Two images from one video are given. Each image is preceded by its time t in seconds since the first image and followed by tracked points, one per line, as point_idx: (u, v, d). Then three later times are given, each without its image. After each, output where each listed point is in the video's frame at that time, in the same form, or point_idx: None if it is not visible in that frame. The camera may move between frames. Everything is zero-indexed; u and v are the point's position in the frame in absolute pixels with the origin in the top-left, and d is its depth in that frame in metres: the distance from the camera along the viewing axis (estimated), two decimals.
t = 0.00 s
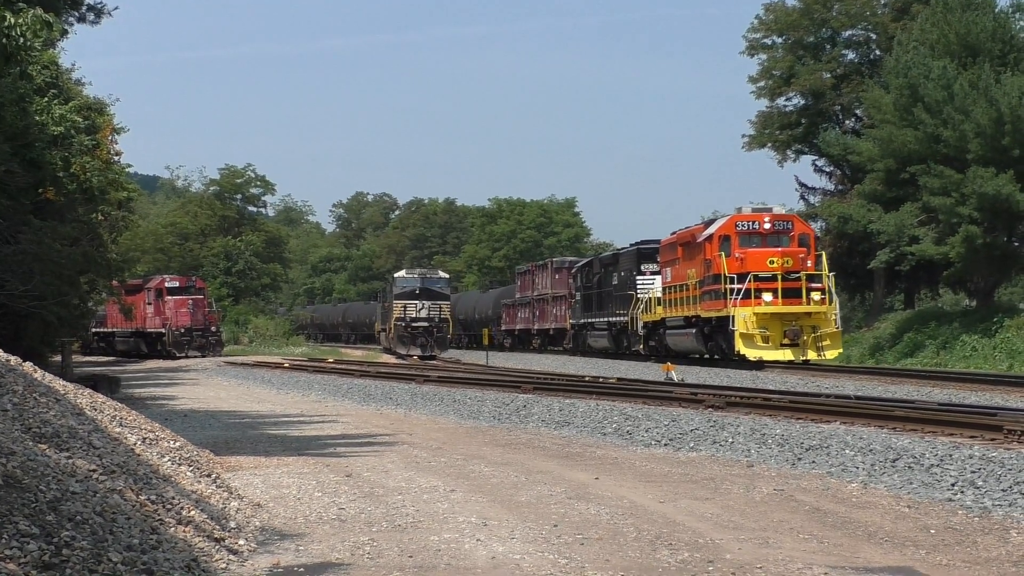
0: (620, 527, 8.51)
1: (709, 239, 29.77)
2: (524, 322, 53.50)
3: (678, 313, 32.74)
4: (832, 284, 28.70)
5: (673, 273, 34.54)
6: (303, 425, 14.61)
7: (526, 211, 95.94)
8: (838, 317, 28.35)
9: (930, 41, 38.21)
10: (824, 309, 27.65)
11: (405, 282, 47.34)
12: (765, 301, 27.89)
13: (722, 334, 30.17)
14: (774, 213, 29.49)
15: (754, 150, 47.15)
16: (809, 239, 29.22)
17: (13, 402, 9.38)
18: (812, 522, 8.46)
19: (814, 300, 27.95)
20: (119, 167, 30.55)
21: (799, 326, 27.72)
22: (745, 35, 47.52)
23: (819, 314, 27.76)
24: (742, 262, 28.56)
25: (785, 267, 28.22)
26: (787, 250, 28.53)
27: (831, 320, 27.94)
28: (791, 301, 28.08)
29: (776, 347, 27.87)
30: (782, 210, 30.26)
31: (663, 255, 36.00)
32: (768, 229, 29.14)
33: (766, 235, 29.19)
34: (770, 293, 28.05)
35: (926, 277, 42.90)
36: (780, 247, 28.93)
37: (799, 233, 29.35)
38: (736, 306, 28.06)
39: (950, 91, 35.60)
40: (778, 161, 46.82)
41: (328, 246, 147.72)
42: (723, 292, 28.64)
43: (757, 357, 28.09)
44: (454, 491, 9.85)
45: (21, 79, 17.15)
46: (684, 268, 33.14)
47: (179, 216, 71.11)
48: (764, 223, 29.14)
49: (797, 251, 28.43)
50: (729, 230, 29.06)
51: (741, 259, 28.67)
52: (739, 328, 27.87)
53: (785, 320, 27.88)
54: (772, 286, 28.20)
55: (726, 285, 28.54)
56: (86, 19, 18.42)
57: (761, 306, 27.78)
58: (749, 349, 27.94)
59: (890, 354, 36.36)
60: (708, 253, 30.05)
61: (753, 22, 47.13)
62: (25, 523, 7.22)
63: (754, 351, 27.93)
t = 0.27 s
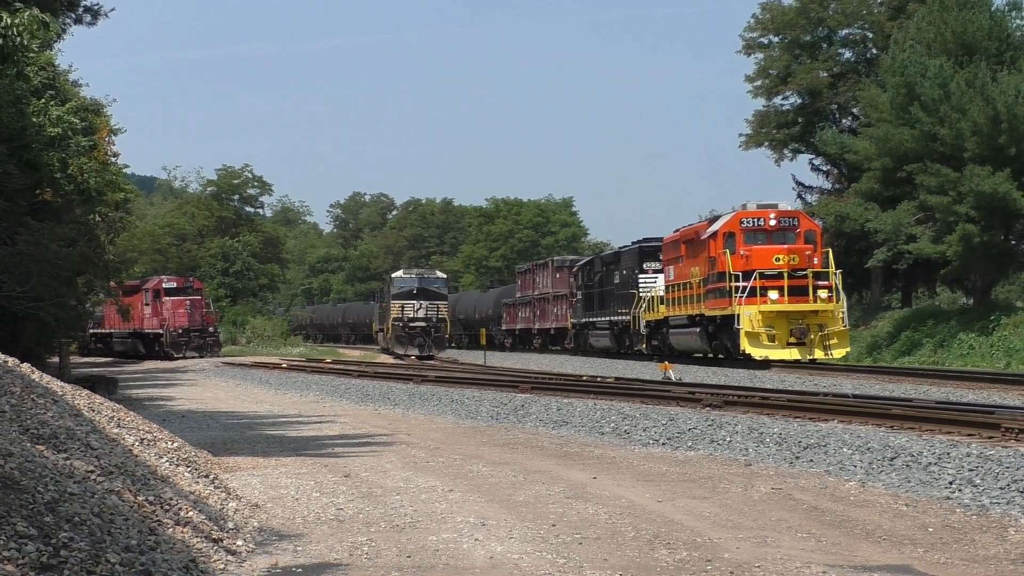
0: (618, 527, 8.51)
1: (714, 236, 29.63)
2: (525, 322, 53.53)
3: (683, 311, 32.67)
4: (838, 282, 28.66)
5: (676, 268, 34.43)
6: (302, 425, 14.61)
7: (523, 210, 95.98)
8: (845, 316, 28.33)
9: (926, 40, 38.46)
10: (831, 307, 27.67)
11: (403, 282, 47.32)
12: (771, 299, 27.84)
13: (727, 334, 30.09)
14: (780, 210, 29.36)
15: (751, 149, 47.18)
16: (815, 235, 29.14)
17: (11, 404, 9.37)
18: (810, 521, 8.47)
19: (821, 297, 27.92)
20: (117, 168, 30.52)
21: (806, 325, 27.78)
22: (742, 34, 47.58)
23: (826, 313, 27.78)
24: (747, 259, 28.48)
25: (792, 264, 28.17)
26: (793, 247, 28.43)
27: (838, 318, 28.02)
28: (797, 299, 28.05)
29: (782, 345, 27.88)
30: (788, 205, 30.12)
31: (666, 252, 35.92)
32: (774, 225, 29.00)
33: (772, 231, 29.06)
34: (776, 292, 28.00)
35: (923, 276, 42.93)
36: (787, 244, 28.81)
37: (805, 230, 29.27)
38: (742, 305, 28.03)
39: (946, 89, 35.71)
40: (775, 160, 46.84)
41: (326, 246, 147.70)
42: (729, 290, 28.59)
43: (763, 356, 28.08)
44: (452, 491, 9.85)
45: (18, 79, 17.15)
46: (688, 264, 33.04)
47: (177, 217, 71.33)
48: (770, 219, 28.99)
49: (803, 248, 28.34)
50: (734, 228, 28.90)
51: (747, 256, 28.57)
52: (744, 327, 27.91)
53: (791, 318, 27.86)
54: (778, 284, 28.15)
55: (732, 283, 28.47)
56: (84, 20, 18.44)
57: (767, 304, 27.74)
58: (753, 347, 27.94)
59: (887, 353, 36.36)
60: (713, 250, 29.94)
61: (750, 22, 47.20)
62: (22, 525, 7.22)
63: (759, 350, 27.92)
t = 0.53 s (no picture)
0: (616, 526, 8.55)
1: (718, 234, 29.62)
2: (525, 322, 53.64)
3: (687, 311, 32.65)
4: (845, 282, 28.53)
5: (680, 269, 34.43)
6: (301, 425, 14.64)
7: (520, 211, 96.05)
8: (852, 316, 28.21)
9: (922, 41, 38.21)
10: (838, 307, 27.56)
11: (402, 282, 47.25)
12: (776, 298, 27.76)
13: (731, 334, 30.02)
14: (785, 209, 29.40)
15: (747, 150, 47.20)
16: (821, 234, 29.10)
17: (11, 404, 9.40)
18: (806, 520, 8.51)
19: (828, 297, 27.78)
20: (117, 170, 30.57)
21: (812, 325, 27.57)
22: (738, 36, 47.61)
23: (833, 312, 27.64)
24: (752, 258, 28.46)
25: (797, 263, 28.13)
26: (798, 246, 28.43)
27: (845, 318, 27.89)
28: (802, 298, 28.00)
29: (788, 346, 27.81)
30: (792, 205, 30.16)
31: (669, 252, 35.95)
32: (779, 224, 29.03)
33: (777, 230, 29.09)
34: (781, 291, 27.95)
35: (918, 276, 43.02)
36: (791, 243, 28.79)
37: (810, 229, 29.25)
38: (747, 304, 27.96)
39: (941, 91, 35.72)
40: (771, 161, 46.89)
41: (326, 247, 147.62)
42: (734, 289, 28.54)
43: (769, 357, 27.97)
44: (451, 490, 9.87)
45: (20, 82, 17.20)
46: (691, 264, 33.07)
47: (175, 218, 72.18)
48: (774, 218, 29.05)
49: (809, 247, 28.34)
50: (738, 226, 28.91)
51: (751, 255, 28.55)
52: (749, 326, 27.79)
53: (797, 317, 27.77)
54: (783, 283, 28.11)
55: (736, 282, 28.43)
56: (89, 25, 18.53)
57: (772, 304, 27.67)
58: (758, 348, 27.73)
59: (881, 353, 36.32)
60: (717, 249, 29.95)
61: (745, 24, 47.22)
62: (22, 524, 7.26)
63: (765, 350, 27.78)
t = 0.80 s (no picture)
0: (609, 520, 8.90)
1: (715, 237, 30.03)
2: (526, 323, 54.01)
3: (684, 313, 32.98)
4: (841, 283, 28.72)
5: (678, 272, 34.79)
6: (306, 422, 14.98)
7: (519, 217, 96.61)
8: (848, 318, 28.42)
9: (904, 54, 38.76)
10: (833, 308, 27.73)
11: (404, 285, 47.41)
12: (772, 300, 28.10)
13: (729, 335, 30.34)
14: (781, 212, 29.81)
15: (736, 160, 47.53)
16: (816, 237, 29.52)
17: (29, 401, 9.74)
18: (792, 514, 8.87)
19: (823, 299, 28.08)
20: (130, 177, 31.14)
21: (808, 326, 27.86)
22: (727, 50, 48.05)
23: (828, 314, 27.83)
24: (749, 260, 28.84)
25: (793, 265, 28.51)
26: (795, 249, 28.82)
27: (840, 319, 27.99)
28: (798, 301, 28.34)
29: (784, 347, 28.02)
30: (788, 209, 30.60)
31: (667, 255, 36.33)
32: (775, 227, 29.46)
33: (773, 233, 29.51)
34: (777, 293, 28.30)
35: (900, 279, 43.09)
36: (788, 246, 29.20)
37: (807, 232, 29.66)
38: (744, 306, 28.29)
39: (922, 103, 36.37)
40: (759, 170, 47.37)
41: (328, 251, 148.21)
42: (731, 291, 28.88)
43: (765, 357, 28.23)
44: (450, 485, 10.22)
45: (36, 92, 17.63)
46: (688, 267, 33.44)
47: (185, 223, 71.61)
48: (771, 221, 29.48)
49: (805, 250, 28.73)
50: (735, 229, 29.33)
51: (748, 258, 28.94)
52: (746, 328, 28.10)
53: (793, 319, 28.01)
54: (780, 285, 28.47)
55: (733, 284, 28.80)
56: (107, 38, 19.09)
57: (769, 305, 28.01)
58: (756, 349, 27.99)
59: (865, 353, 36.80)
60: (714, 252, 30.34)
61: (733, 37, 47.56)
62: (40, 517, 7.60)
63: (762, 351, 28.04)
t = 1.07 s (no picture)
0: (601, 512, 9.29)
1: (711, 239, 30.40)
2: (525, 324, 54.40)
3: (680, 313, 33.33)
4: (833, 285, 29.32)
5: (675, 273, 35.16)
6: (311, 418, 15.37)
7: (515, 221, 97.32)
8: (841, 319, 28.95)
9: (884, 66, 39.30)
10: (827, 310, 28.31)
11: (405, 287, 47.94)
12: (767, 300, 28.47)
13: (723, 335, 30.73)
14: (776, 214, 30.16)
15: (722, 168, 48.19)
16: (810, 239, 29.87)
17: (46, 397, 10.12)
18: (777, 507, 9.26)
19: (816, 301, 28.55)
20: (143, 183, 31.89)
21: (802, 327, 28.30)
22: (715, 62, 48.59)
23: (822, 315, 28.37)
24: (744, 262, 29.20)
25: (787, 267, 28.86)
26: (788, 251, 29.20)
27: (833, 320, 28.57)
28: (792, 302, 28.69)
29: (778, 347, 28.47)
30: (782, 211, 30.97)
31: (664, 257, 36.71)
32: (769, 229, 29.83)
33: (767, 235, 29.88)
34: (772, 294, 28.66)
35: (882, 282, 43.22)
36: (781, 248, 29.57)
37: (800, 234, 30.02)
38: (739, 306, 28.64)
39: (901, 113, 37.24)
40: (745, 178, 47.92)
41: (330, 253, 148.96)
42: (726, 292, 29.24)
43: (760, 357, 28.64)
44: (449, 479, 10.60)
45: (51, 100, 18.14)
46: (684, 268, 33.82)
47: (196, 227, 73.69)
48: (765, 223, 29.84)
49: (799, 252, 29.11)
50: (730, 231, 29.69)
51: (743, 259, 29.30)
52: (740, 328, 28.45)
53: (788, 320, 28.50)
54: (774, 286, 28.81)
55: (728, 285, 29.15)
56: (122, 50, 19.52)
57: (763, 306, 28.37)
58: (750, 349, 28.45)
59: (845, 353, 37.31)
60: (710, 253, 30.71)
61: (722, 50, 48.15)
62: (56, 509, 7.97)
63: (757, 351, 28.45)
